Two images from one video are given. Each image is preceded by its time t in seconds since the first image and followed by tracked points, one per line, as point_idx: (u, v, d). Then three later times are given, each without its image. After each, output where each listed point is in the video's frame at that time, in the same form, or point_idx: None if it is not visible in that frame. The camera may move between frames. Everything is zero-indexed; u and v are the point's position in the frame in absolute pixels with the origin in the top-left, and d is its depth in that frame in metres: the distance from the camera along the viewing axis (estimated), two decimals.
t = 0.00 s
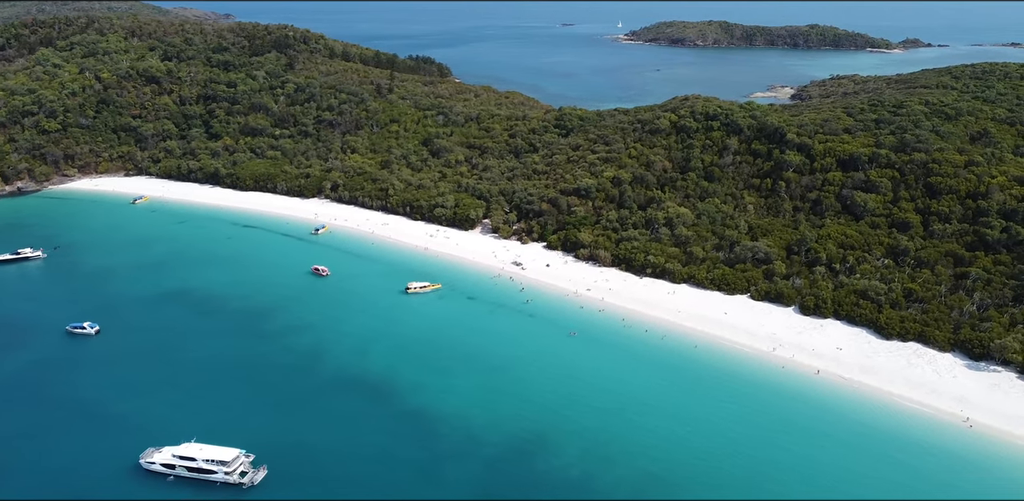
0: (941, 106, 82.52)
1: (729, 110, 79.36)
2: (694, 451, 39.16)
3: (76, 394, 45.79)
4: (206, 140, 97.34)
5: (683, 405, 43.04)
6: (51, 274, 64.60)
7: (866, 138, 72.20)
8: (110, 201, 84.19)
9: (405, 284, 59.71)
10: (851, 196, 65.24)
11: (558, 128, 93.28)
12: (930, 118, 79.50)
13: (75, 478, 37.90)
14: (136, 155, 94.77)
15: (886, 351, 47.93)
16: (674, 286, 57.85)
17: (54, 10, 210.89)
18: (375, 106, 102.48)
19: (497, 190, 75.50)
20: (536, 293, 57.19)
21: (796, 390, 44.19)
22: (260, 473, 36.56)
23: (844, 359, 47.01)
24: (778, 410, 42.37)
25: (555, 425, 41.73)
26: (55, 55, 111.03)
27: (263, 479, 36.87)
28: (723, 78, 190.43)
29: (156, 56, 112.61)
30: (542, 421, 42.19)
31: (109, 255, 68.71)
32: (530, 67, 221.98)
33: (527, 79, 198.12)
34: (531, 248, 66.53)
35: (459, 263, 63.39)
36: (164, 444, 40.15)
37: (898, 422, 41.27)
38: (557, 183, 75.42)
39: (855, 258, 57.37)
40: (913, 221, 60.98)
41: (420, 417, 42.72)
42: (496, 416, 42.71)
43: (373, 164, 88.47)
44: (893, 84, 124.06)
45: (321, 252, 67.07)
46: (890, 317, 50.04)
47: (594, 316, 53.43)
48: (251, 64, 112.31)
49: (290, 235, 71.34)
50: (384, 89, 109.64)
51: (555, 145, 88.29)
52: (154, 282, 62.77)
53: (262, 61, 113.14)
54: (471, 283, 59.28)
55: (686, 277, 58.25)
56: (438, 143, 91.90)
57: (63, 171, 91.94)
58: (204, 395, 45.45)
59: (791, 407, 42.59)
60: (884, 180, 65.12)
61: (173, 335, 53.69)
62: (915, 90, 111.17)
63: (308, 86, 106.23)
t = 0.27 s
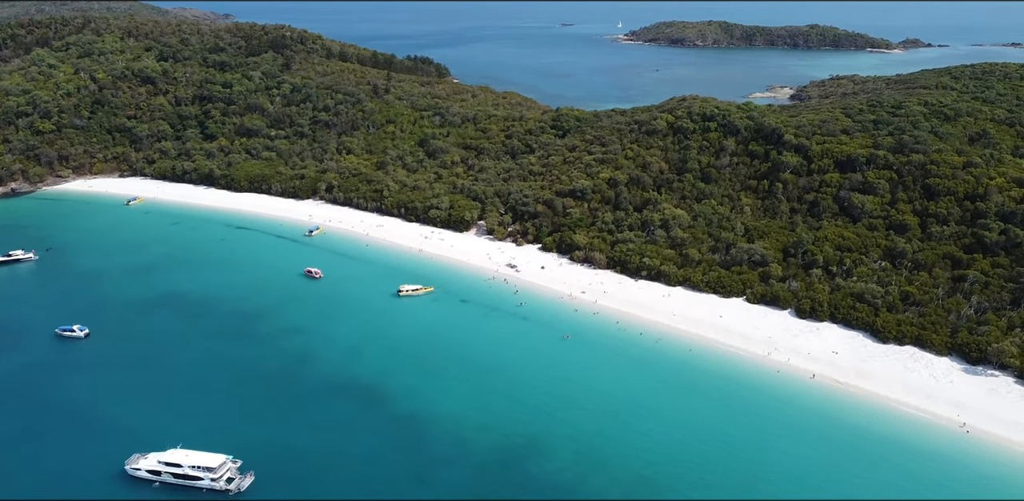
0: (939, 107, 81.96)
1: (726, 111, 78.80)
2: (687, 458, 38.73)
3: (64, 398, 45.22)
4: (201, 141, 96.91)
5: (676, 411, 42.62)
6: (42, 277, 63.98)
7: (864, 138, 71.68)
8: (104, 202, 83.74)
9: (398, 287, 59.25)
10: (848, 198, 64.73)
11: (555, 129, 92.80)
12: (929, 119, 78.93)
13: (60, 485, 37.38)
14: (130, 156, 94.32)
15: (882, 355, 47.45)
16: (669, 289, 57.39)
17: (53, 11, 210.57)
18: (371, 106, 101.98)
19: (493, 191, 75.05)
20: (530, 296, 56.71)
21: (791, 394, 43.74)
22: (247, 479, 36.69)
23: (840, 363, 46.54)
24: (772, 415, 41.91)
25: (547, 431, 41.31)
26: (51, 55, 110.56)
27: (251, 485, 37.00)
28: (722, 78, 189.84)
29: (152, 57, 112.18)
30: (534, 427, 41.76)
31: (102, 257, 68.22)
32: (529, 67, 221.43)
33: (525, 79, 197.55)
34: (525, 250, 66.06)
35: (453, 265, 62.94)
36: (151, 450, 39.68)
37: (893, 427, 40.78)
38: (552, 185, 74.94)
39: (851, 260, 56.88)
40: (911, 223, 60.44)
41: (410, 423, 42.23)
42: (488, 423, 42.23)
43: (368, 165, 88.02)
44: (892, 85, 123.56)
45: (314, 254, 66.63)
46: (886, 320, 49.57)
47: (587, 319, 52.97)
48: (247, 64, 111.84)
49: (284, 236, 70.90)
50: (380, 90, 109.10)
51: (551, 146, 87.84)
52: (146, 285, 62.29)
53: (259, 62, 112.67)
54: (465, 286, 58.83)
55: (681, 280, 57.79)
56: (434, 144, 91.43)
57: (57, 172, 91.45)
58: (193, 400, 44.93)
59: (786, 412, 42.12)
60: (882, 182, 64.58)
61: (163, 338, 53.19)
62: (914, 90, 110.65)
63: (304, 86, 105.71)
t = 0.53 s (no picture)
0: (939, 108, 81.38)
1: (723, 112, 78.29)
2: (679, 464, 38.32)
3: (50, 402, 44.62)
4: (196, 142, 96.50)
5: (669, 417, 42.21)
6: (32, 280, 63.28)
7: (862, 140, 71.18)
8: (97, 204, 83.31)
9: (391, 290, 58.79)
10: (845, 200, 64.20)
11: (551, 130, 92.31)
12: (927, 120, 78.38)
13: (43, 492, 36.81)
14: (125, 158, 93.92)
15: (879, 359, 46.96)
16: (664, 292, 56.93)
17: (52, 11, 210.31)
18: (367, 107, 101.51)
19: (488, 193, 74.60)
20: (524, 299, 56.24)
21: (785, 399, 43.29)
22: (234, 485, 35.97)
23: (836, 368, 46.05)
24: (766, 421, 41.46)
25: (538, 437, 40.88)
26: (46, 55, 110.17)
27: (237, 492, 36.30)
28: (720, 78, 189.33)
29: (148, 58, 111.79)
30: (525, 433, 41.32)
31: (93, 259, 67.70)
32: (528, 67, 221.00)
33: (524, 79, 197.12)
34: (520, 253, 65.59)
35: (447, 268, 62.48)
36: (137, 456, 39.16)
37: (889, 433, 40.31)
38: (548, 187, 74.45)
39: (848, 263, 56.40)
40: (909, 226, 59.89)
41: (401, 429, 41.77)
42: (479, 429, 41.78)
43: (364, 166, 87.57)
44: (892, 85, 123.07)
45: (307, 257, 66.21)
46: (883, 324, 49.06)
47: (581, 323, 52.52)
48: (243, 65, 111.43)
49: (278, 239, 70.45)
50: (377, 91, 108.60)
51: (548, 148, 87.39)
52: (137, 287, 61.82)
53: (255, 62, 112.26)
54: (458, 289, 58.38)
55: (676, 283, 57.32)
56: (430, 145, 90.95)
57: (51, 173, 91.00)
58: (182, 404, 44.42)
59: (780, 417, 41.65)
60: (880, 183, 64.05)
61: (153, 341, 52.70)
62: (914, 91, 110.14)
63: (301, 87, 105.24)
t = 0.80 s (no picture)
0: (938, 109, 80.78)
1: (720, 114, 77.72)
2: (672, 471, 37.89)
3: (37, 407, 44.02)
4: (191, 143, 96.05)
5: (663, 423, 41.76)
6: (22, 283, 62.49)
7: (860, 141, 70.63)
8: (91, 206, 82.89)
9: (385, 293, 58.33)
10: (843, 202, 63.67)
11: (548, 131, 91.75)
12: (926, 121, 77.82)
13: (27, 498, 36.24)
14: (119, 159, 93.49)
15: (875, 364, 46.48)
16: (659, 295, 56.44)
17: (50, 11, 209.81)
18: (363, 108, 100.96)
19: (483, 195, 74.10)
20: (517, 303, 55.75)
21: (780, 405, 42.82)
22: (221, 492, 35.58)
23: (832, 373, 45.57)
24: (761, 426, 40.99)
25: (530, 443, 40.46)
26: (41, 56, 109.68)
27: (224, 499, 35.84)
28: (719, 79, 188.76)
29: (144, 58, 111.30)
30: (517, 439, 40.89)
31: (85, 262, 67.19)
32: (526, 68, 220.45)
33: (522, 80, 196.64)
34: (515, 255, 65.12)
35: (441, 270, 61.99)
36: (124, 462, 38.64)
37: (885, 439, 39.82)
38: (544, 188, 73.92)
39: (845, 266, 55.87)
40: (906, 228, 59.36)
41: (391, 435, 41.29)
42: (470, 435, 41.30)
43: (359, 168, 87.09)
44: (891, 86, 122.50)
45: (301, 259, 65.76)
46: (880, 329, 48.57)
47: (575, 326, 52.05)
48: (239, 66, 110.94)
49: (271, 241, 70.00)
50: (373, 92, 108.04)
51: (544, 149, 86.88)
52: (129, 290, 61.33)
53: (251, 63, 111.78)
54: (452, 292, 57.90)
55: (672, 286, 56.83)
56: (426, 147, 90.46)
57: (45, 175, 90.55)
58: (170, 409, 43.89)
59: (774, 423, 41.18)
60: (878, 186, 63.52)
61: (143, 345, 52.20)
62: (913, 92, 109.54)
63: (297, 88, 104.71)
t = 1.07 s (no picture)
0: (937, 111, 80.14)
1: (718, 115, 77.12)
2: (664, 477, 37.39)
3: (23, 411, 43.50)
4: (186, 145, 95.60)
5: (656, 429, 41.28)
6: (13, 286, 62.19)
7: (858, 143, 70.08)
8: (85, 207, 82.44)
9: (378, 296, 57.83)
10: (840, 204, 63.15)
11: (545, 132, 91.18)
12: (925, 123, 77.21)
13: None
14: (114, 161, 93.07)
15: (872, 369, 45.96)
16: (654, 299, 55.94)
17: (49, 12, 209.45)
18: (359, 109, 100.40)
19: (478, 197, 73.61)
20: (511, 306, 55.25)
21: (775, 411, 42.30)
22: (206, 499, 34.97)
23: (828, 378, 45.06)
24: (755, 432, 40.50)
25: (521, 449, 39.92)
26: (36, 57, 109.22)
27: None
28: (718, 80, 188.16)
29: (139, 59, 110.87)
30: (508, 444, 40.37)
31: (77, 264, 66.68)
32: (525, 69, 219.85)
33: (521, 81, 196.08)
34: (510, 258, 64.64)
35: (435, 274, 61.52)
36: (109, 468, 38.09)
37: (881, 446, 39.31)
38: (540, 190, 73.40)
39: (842, 270, 55.37)
40: (904, 231, 58.84)
41: (381, 440, 40.74)
42: (461, 440, 40.75)
43: (354, 170, 86.60)
44: (891, 88, 121.87)
45: (294, 262, 65.27)
46: (876, 333, 48.08)
47: (569, 330, 51.56)
48: (235, 67, 110.46)
49: (265, 243, 69.52)
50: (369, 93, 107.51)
51: (540, 150, 86.35)
52: (120, 293, 60.85)
53: (247, 64, 111.29)
54: (445, 296, 57.40)
55: (667, 289, 56.34)
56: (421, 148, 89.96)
57: (39, 176, 90.13)
58: (158, 413, 43.42)
59: (769, 429, 40.68)
60: (875, 188, 62.96)
61: (132, 348, 51.67)
62: (913, 93, 108.88)
63: (293, 89, 104.19)
